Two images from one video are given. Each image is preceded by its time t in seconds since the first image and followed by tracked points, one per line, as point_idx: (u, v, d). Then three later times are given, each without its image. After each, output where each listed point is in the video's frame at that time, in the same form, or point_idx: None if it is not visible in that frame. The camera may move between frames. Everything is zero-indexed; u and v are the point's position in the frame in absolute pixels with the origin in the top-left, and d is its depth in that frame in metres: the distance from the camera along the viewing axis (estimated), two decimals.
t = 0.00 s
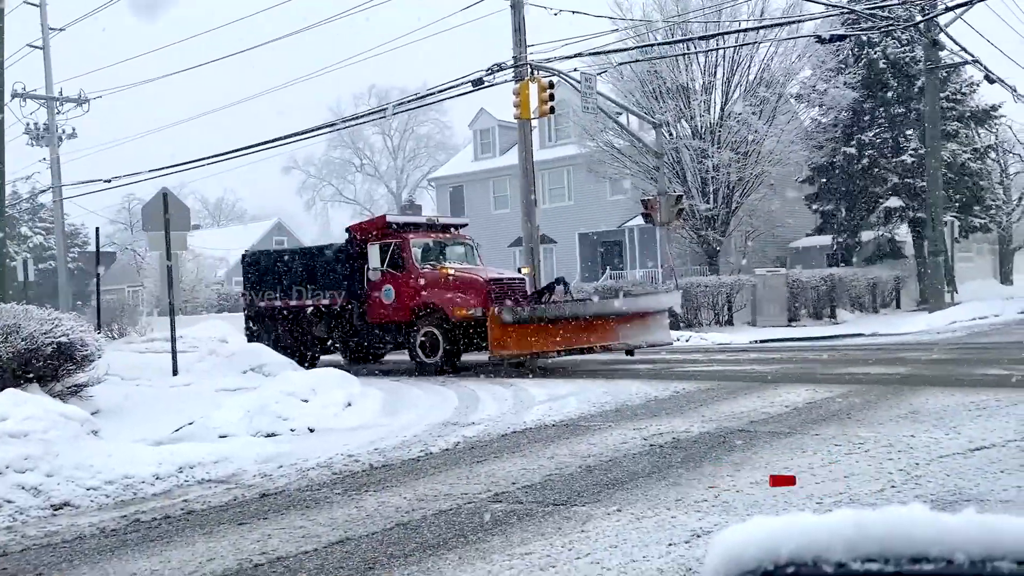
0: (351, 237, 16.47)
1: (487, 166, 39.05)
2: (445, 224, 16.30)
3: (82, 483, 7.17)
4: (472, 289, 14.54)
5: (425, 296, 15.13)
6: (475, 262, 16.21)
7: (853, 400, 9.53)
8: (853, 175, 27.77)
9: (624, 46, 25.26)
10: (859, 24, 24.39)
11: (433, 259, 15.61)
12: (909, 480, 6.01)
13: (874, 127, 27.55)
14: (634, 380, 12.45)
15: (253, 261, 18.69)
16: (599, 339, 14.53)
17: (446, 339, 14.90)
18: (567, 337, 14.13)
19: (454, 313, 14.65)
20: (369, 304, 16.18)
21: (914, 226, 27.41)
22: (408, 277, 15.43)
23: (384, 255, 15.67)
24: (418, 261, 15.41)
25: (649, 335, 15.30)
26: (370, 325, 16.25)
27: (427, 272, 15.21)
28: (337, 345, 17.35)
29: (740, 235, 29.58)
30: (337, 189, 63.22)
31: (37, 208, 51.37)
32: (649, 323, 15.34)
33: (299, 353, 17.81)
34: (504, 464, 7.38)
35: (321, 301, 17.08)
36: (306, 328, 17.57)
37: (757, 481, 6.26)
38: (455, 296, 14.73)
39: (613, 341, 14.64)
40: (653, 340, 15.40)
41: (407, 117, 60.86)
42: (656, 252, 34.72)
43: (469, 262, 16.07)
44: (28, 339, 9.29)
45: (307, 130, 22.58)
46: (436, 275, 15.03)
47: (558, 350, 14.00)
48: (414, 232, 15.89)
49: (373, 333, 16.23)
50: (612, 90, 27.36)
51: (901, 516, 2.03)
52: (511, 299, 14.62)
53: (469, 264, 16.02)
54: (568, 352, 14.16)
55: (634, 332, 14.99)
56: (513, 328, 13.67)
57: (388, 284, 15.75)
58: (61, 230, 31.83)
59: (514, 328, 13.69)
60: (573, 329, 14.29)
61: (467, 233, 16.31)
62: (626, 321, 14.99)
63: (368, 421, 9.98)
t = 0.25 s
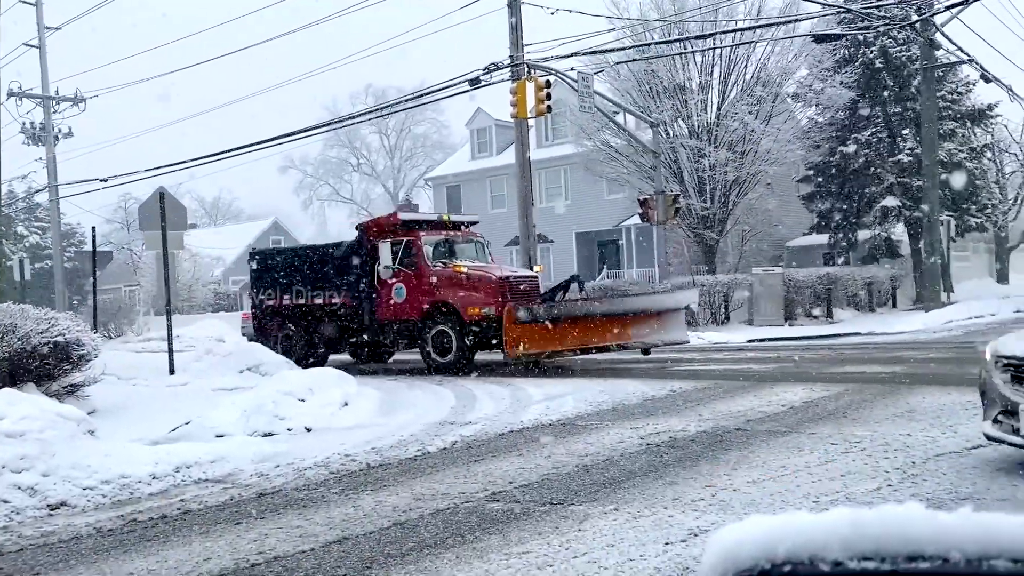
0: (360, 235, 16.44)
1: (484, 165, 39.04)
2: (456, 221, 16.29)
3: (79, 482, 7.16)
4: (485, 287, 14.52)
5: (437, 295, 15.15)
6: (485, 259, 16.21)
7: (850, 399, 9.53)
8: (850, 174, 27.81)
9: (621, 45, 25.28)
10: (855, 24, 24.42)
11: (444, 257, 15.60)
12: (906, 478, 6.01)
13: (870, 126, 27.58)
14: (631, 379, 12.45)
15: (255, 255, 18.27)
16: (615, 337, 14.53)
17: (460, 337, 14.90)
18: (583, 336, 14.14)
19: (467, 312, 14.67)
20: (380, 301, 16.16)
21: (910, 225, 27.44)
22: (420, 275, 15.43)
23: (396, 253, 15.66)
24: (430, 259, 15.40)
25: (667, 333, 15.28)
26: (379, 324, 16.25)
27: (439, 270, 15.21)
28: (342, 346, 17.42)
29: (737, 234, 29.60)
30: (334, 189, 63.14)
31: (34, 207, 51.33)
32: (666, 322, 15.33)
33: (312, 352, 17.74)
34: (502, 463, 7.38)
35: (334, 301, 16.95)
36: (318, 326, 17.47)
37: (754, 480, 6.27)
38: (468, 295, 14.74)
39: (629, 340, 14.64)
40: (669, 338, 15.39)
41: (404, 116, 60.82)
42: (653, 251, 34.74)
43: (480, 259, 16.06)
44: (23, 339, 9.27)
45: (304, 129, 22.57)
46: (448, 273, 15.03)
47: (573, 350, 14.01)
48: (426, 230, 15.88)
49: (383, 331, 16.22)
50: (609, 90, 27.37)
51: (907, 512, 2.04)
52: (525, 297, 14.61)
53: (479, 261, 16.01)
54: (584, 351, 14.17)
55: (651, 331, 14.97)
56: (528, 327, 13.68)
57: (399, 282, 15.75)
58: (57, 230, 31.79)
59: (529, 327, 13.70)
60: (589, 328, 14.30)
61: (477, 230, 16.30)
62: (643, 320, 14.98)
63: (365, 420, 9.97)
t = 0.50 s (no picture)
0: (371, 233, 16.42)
1: (480, 164, 39.04)
2: (466, 219, 16.27)
3: (75, 482, 7.15)
4: (495, 285, 14.45)
5: (447, 293, 15.09)
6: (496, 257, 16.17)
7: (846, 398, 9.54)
8: (846, 173, 27.85)
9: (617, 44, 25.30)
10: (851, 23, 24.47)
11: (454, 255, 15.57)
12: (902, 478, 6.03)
13: (866, 125, 27.62)
14: (627, 378, 12.46)
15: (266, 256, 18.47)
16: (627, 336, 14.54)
17: (470, 335, 14.79)
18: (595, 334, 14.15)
19: (478, 309, 14.59)
20: (390, 300, 16.12)
21: (906, 225, 27.49)
22: (430, 273, 15.40)
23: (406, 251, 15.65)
24: (440, 257, 15.38)
25: (680, 332, 15.29)
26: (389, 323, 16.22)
27: (449, 267, 15.17)
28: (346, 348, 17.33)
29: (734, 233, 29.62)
30: (330, 188, 63.05)
31: (29, 207, 51.27)
32: (679, 321, 15.34)
33: (317, 352, 17.70)
34: (498, 462, 7.39)
35: (340, 299, 16.95)
36: (324, 325, 17.47)
37: (750, 479, 6.27)
38: (478, 292, 14.66)
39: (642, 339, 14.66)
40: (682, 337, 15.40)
41: (400, 116, 60.78)
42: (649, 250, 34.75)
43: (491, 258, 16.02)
44: (20, 338, 9.26)
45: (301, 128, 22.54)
46: (459, 271, 14.98)
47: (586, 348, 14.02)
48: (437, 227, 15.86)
49: (394, 330, 16.19)
50: (605, 89, 27.39)
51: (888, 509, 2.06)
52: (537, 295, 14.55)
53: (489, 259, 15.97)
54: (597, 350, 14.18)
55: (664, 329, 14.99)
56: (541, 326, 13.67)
57: (410, 280, 15.73)
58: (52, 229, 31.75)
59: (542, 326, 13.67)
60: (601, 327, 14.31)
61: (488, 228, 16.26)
62: (656, 319, 15.01)
63: (361, 420, 9.94)
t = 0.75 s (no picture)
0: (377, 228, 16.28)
1: (476, 164, 39.02)
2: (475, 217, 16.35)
3: (70, 482, 7.14)
4: (509, 284, 14.61)
5: (458, 291, 15.16)
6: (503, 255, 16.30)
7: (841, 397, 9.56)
8: (841, 173, 27.88)
9: (613, 44, 25.32)
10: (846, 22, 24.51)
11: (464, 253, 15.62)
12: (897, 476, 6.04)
13: (861, 125, 27.65)
14: (624, 377, 12.46)
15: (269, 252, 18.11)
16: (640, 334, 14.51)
17: (481, 334, 14.89)
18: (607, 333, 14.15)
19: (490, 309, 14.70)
20: (399, 298, 16.10)
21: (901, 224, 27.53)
22: (441, 271, 15.43)
23: (416, 249, 15.64)
24: (451, 256, 15.42)
25: (696, 328, 15.20)
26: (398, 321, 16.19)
27: (460, 266, 15.23)
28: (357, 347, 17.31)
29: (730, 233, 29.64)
30: (326, 187, 62.94)
31: (24, 207, 51.19)
32: (694, 318, 15.24)
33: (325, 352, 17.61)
34: (494, 462, 7.39)
35: (349, 297, 16.85)
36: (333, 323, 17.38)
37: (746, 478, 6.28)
38: (491, 291, 14.77)
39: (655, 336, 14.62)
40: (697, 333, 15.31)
41: (396, 115, 60.73)
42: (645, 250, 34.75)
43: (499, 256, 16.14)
44: (14, 338, 9.24)
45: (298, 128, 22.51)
46: (472, 270, 15.04)
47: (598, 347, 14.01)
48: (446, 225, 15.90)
49: (403, 328, 16.18)
50: (601, 88, 27.40)
51: (878, 509, 2.05)
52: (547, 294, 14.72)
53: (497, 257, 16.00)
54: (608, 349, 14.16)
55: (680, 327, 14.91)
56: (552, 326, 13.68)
57: (419, 278, 15.73)
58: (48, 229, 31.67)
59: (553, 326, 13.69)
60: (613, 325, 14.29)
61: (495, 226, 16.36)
62: (670, 316, 14.94)
63: (357, 420, 9.94)
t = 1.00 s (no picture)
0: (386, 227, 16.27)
1: (472, 164, 39.04)
2: (482, 215, 16.35)
3: (65, 482, 7.12)
4: (519, 281, 14.56)
5: (467, 290, 15.10)
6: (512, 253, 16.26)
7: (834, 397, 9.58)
8: (836, 172, 27.93)
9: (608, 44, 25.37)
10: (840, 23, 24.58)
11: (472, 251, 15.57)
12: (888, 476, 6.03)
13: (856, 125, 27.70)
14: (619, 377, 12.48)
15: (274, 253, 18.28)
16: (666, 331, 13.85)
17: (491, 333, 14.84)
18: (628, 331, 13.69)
19: (500, 306, 14.65)
20: (408, 298, 16.06)
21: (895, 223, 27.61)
22: (449, 269, 15.35)
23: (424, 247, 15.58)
24: (458, 253, 15.33)
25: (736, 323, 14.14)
26: (408, 322, 16.17)
27: (469, 264, 15.17)
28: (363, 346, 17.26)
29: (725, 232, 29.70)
30: (321, 187, 62.84)
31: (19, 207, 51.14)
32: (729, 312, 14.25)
33: (333, 352, 17.60)
34: (490, 461, 7.40)
35: (357, 296, 16.80)
36: (340, 322, 17.31)
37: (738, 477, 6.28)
38: (501, 289, 14.72)
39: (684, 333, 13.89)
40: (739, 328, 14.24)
41: (392, 115, 60.70)
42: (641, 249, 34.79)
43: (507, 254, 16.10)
44: (9, 338, 9.22)
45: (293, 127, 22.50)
46: (481, 267, 14.98)
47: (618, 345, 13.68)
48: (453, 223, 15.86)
49: (411, 327, 16.14)
50: (596, 88, 27.44)
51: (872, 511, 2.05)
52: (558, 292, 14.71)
53: (506, 255, 15.91)
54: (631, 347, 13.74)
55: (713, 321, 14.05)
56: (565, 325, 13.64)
57: (427, 277, 15.65)
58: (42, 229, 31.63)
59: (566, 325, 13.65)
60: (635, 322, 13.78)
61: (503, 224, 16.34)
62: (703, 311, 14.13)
63: (353, 420, 9.94)
